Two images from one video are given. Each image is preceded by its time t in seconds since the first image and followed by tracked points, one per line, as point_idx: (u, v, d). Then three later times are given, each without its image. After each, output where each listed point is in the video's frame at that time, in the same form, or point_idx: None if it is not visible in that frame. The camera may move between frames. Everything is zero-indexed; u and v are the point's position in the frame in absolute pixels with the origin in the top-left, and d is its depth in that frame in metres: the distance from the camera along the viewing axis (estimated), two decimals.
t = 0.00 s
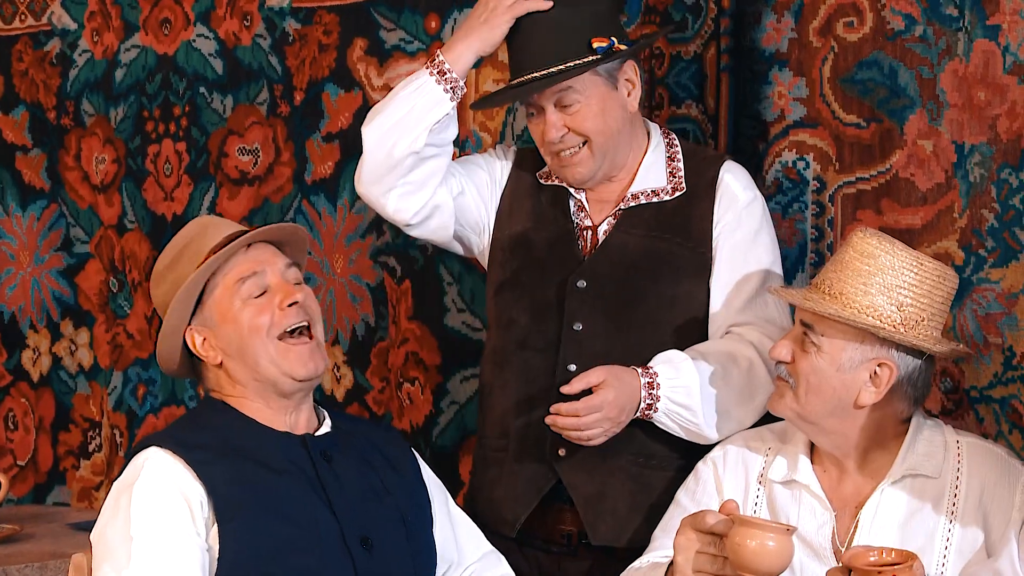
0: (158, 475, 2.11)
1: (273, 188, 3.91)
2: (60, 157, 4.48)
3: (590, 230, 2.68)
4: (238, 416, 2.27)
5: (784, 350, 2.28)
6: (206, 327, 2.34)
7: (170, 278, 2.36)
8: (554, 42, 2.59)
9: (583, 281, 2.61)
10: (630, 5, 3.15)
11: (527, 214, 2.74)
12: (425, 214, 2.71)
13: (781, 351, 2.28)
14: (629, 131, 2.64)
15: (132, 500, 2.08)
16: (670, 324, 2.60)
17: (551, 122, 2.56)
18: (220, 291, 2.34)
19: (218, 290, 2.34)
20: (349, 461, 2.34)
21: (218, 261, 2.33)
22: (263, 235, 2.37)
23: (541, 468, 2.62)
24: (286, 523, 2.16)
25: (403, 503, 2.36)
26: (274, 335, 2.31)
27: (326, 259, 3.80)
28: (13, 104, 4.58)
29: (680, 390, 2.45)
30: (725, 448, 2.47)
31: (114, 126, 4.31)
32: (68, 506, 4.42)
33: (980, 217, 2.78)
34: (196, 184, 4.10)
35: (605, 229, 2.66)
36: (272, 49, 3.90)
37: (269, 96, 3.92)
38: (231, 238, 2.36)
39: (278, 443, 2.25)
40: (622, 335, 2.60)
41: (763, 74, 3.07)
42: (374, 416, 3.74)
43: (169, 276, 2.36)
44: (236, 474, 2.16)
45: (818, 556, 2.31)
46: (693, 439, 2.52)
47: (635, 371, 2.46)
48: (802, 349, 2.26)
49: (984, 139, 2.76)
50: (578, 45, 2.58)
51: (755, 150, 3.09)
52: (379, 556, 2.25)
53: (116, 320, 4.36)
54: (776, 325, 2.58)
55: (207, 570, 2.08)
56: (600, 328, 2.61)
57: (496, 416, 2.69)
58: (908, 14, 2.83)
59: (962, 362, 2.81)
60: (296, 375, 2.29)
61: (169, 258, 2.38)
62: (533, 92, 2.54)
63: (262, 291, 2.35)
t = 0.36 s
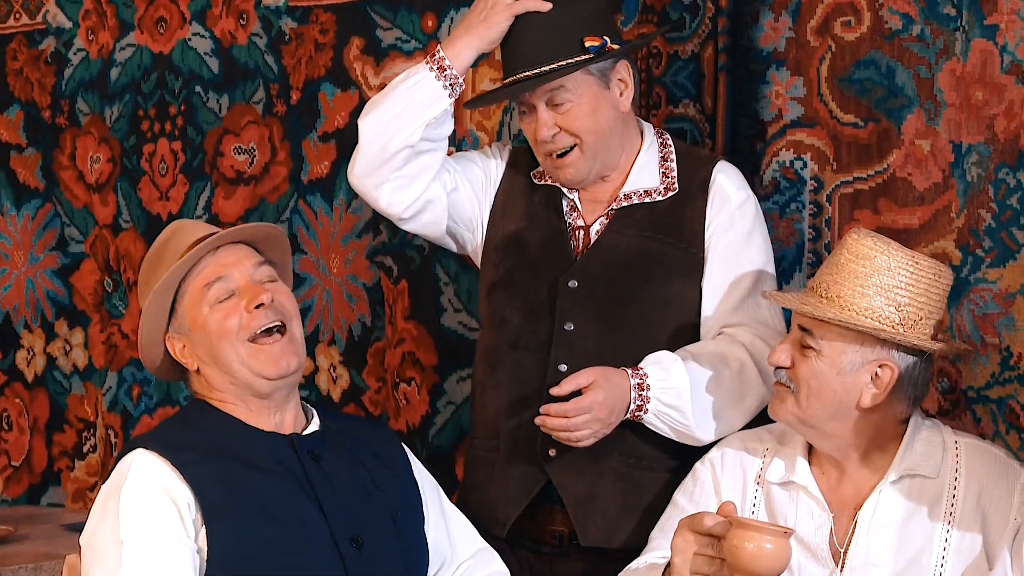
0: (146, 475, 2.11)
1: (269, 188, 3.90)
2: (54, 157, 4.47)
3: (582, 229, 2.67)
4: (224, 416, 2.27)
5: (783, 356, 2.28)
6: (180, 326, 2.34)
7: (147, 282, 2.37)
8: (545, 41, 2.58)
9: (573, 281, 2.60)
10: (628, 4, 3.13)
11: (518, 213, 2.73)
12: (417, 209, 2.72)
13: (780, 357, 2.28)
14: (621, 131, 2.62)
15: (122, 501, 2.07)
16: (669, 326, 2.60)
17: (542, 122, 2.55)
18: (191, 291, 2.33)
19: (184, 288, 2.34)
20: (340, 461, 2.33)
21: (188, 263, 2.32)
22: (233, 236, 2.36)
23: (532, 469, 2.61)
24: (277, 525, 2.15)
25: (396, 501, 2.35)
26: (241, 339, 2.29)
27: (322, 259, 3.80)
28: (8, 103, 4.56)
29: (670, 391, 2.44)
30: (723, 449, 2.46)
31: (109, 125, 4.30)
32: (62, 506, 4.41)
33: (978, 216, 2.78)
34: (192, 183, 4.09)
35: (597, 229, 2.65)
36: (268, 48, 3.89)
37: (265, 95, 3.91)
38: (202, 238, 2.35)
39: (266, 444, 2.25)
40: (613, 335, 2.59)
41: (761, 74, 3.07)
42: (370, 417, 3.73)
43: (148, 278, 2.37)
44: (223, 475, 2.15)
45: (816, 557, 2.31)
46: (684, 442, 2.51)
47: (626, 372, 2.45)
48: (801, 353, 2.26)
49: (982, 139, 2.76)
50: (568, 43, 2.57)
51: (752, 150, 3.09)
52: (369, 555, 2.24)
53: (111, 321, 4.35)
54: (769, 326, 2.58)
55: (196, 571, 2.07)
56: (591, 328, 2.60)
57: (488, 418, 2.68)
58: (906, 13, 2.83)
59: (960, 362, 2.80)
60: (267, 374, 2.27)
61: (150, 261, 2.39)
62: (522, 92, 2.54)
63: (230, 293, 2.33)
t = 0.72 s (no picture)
0: (139, 479, 2.10)
1: (261, 188, 3.90)
2: (46, 156, 4.45)
3: (572, 232, 2.66)
4: (220, 419, 2.25)
5: (784, 383, 2.25)
6: (191, 334, 2.27)
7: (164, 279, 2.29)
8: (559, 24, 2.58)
9: (562, 286, 2.59)
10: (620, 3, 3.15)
11: (505, 213, 2.71)
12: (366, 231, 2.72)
13: (782, 385, 2.25)
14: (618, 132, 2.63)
15: (114, 504, 2.06)
16: (661, 332, 2.59)
17: (541, 107, 2.55)
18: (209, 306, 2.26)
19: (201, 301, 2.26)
20: (336, 468, 2.30)
21: (211, 280, 2.24)
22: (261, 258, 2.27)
23: (523, 472, 2.60)
24: (268, 531, 2.14)
25: (390, 506, 2.33)
26: (240, 364, 2.22)
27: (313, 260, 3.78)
28: None
29: (659, 393, 2.46)
30: (712, 453, 2.46)
31: (100, 125, 4.28)
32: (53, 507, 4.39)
33: (970, 217, 2.78)
34: (183, 183, 4.08)
35: (586, 232, 2.65)
36: (260, 47, 3.88)
37: (256, 94, 3.90)
38: (227, 253, 2.27)
39: (265, 451, 2.22)
40: (601, 339, 2.58)
41: (753, 74, 3.06)
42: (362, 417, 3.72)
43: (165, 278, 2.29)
44: (217, 481, 2.14)
45: (806, 562, 2.31)
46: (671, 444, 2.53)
47: (612, 375, 2.47)
48: (804, 374, 2.24)
49: (974, 139, 2.76)
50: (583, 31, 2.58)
51: (744, 150, 3.08)
52: (363, 563, 2.22)
53: (102, 321, 4.33)
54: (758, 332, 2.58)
55: None
56: (579, 333, 2.58)
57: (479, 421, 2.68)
58: (898, 13, 2.83)
59: (952, 362, 2.81)
60: (264, 402, 2.23)
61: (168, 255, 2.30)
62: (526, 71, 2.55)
63: (246, 314, 2.25)
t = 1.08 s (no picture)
0: (137, 479, 2.08)
1: (258, 187, 3.90)
2: (44, 156, 4.45)
3: (553, 244, 2.67)
4: (220, 419, 2.24)
5: (780, 383, 2.30)
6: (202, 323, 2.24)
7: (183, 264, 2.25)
8: (572, 40, 2.53)
9: (540, 300, 2.61)
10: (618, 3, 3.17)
11: (502, 212, 2.73)
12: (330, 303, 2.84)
13: (777, 385, 2.30)
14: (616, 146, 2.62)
15: (112, 503, 2.06)
16: (643, 346, 2.59)
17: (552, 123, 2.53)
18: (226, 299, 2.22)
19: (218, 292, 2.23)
20: (333, 467, 2.30)
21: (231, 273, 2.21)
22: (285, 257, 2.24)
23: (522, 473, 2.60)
24: (265, 531, 2.13)
25: (386, 505, 2.32)
26: (248, 359, 2.20)
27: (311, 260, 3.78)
28: None
29: (635, 408, 2.44)
30: (705, 454, 2.51)
31: (98, 124, 4.28)
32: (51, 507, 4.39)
33: (968, 217, 2.77)
34: (181, 183, 4.07)
35: (568, 243, 2.65)
36: (257, 47, 3.87)
37: (253, 94, 3.89)
38: (248, 250, 2.23)
39: (263, 451, 2.22)
40: (580, 352, 2.59)
41: (750, 74, 3.06)
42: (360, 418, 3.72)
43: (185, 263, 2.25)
44: (214, 481, 2.13)
45: (802, 559, 2.38)
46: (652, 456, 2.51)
47: (589, 393, 2.43)
48: (801, 374, 2.29)
49: (972, 139, 2.75)
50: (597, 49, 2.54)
51: (742, 150, 3.08)
52: (360, 562, 2.22)
53: (100, 321, 4.33)
54: (740, 346, 2.56)
55: None
56: (558, 348, 2.60)
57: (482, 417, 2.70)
58: (896, 13, 2.83)
59: (950, 362, 2.81)
60: (265, 399, 2.21)
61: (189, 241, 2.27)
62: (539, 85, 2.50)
63: (263, 313, 2.23)
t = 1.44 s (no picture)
0: (138, 478, 2.09)
1: (258, 187, 3.90)
2: (44, 156, 4.45)
3: (526, 250, 2.62)
4: (221, 418, 2.23)
5: (771, 367, 2.35)
6: (237, 328, 2.20)
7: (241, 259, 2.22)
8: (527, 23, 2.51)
9: (525, 310, 2.57)
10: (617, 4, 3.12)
11: (468, 223, 2.68)
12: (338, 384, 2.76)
13: (768, 368, 2.35)
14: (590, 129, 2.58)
15: (113, 503, 2.06)
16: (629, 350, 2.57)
17: (529, 106, 2.52)
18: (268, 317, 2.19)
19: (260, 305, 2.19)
20: (331, 468, 2.29)
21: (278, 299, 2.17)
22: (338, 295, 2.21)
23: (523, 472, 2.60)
24: (264, 531, 2.13)
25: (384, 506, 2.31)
26: (276, 384, 2.17)
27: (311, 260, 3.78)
28: None
29: (646, 409, 2.43)
30: (702, 457, 2.52)
31: (98, 124, 4.28)
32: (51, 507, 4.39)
33: (968, 217, 2.76)
34: (180, 183, 4.07)
35: (541, 248, 2.61)
36: (257, 47, 3.87)
37: (253, 94, 3.89)
38: (301, 275, 2.20)
39: (263, 451, 2.21)
40: (568, 357, 2.57)
41: (750, 73, 3.09)
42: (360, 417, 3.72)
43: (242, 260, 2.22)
44: (215, 480, 2.13)
45: (805, 552, 2.39)
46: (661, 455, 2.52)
47: (605, 402, 2.42)
48: (789, 359, 2.34)
49: (972, 139, 2.73)
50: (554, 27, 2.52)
51: (742, 150, 3.10)
52: (361, 562, 2.21)
53: (100, 320, 4.33)
54: (725, 334, 2.58)
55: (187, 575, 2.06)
56: (546, 355, 2.58)
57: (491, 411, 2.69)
58: (896, 13, 2.82)
59: (950, 362, 2.81)
60: (280, 418, 2.20)
61: (253, 239, 2.23)
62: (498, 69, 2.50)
63: (302, 340, 2.18)
